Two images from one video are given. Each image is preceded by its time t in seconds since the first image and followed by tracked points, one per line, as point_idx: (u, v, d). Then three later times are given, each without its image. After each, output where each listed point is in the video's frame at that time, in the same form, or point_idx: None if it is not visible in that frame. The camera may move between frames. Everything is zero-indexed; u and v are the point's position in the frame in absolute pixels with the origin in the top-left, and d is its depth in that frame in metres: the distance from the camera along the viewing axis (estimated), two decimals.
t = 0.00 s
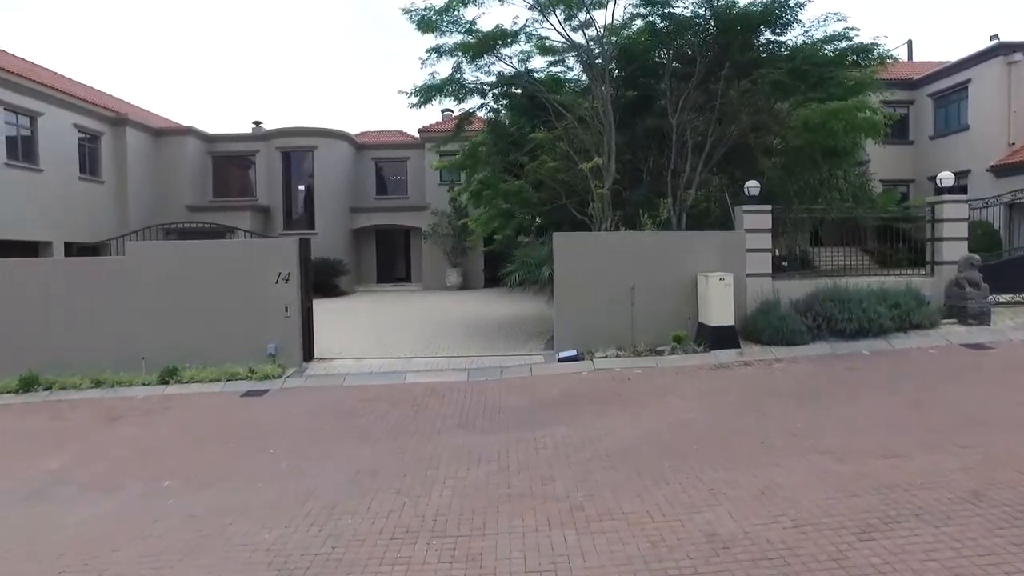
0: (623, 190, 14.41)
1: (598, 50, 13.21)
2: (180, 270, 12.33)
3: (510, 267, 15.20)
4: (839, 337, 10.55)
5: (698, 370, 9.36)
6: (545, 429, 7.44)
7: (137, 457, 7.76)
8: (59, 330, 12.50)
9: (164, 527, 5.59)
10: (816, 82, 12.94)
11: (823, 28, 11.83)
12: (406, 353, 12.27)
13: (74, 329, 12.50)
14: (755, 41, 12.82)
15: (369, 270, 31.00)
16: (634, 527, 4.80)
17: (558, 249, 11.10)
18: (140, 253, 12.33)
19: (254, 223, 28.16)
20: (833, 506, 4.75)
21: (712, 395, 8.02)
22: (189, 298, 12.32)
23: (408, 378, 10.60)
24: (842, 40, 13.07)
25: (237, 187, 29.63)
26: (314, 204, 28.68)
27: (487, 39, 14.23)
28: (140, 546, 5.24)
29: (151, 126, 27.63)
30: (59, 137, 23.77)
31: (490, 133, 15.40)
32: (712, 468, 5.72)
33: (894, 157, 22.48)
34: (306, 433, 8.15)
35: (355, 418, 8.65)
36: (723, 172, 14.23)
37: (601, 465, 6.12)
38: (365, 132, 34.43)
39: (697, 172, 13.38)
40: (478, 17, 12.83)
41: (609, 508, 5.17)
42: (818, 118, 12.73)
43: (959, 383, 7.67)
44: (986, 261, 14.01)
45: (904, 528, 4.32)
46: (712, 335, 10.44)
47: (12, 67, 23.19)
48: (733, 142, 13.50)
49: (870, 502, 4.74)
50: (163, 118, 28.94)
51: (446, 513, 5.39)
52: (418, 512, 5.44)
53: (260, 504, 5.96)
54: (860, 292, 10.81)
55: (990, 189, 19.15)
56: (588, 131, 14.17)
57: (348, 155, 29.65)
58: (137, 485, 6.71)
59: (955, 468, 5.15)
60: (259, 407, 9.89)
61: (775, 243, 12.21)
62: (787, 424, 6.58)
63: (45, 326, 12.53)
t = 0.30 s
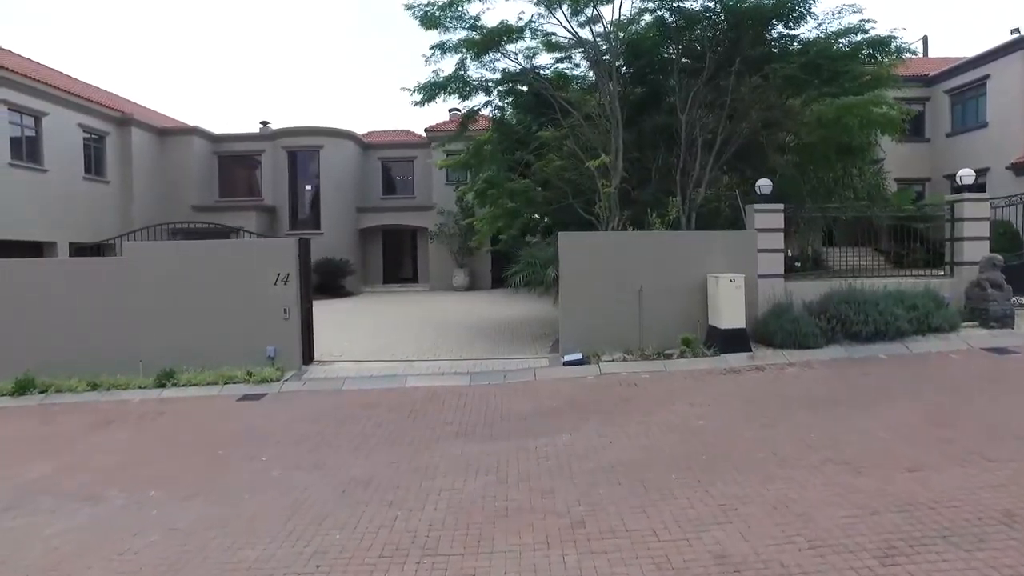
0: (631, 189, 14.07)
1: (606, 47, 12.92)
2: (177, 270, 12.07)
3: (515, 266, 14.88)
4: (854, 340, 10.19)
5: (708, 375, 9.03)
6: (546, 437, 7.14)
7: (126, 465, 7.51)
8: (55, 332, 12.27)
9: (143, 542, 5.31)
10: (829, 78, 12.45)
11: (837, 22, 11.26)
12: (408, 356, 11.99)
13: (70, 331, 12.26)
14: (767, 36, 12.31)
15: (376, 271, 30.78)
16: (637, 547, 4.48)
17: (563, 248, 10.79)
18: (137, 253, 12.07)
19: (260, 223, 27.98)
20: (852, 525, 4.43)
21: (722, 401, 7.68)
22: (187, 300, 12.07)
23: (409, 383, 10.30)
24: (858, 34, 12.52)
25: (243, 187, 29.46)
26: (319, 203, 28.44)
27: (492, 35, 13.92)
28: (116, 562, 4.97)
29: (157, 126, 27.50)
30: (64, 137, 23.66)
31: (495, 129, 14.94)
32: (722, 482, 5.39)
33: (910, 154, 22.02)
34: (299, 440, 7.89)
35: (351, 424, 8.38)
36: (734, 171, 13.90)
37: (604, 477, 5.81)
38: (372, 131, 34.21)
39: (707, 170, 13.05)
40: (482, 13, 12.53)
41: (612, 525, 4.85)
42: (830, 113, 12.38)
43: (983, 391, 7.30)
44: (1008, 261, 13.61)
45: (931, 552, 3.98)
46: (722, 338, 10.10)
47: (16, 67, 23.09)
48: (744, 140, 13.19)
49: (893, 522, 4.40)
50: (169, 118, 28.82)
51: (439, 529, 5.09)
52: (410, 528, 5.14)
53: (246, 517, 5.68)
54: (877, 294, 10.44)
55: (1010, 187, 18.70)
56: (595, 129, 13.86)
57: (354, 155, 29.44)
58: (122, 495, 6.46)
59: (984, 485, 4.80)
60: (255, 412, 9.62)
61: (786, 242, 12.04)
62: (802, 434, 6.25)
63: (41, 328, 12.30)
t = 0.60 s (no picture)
0: (641, 187, 13.74)
1: (615, 42, 12.62)
2: (176, 270, 11.81)
3: (521, 267, 14.46)
4: (873, 343, 9.82)
5: (720, 379, 8.69)
6: (551, 445, 6.82)
7: (115, 471, 7.26)
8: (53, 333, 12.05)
9: (123, 556, 5.04)
10: (846, 70, 12.11)
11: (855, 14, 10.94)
12: (412, 358, 11.71)
13: (68, 332, 12.04)
14: (781, 28, 11.94)
15: (384, 271, 30.52)
16: (644, 567, 4.15)
17: (571, 247, 10.47)
18: (135, 253, 11.82)
19: (267, 223, 27.79)
20: (879, 545, 4.09)
21: (735, 407, 7.34)
22: (186, 300, 11.80)
23: (410, 386, 10.01)
24: (876, 25, 12.13)
25: (251, 187, 29.31)
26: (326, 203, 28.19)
27: (499, 29, 13.61)
28: None
29: (164, 126, 27.37)
30: (71, 137, 23.55)
31: (501, 126, 14.72)
32: (736, 496, 5.06)
33: (928, 151, 21.56)
34: (295, 447, 7.60)
35: (349, 430, 8.09)
36: (746, 168, 13.54)
37: (610, 488, 5.49)
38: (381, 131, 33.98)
39: (720, 167, 12.67)
40: (487, 7, 12.24)
41: (617, 543, 4.52)
42: (850, 106, 11.74)
43: (1013, 398, 6.92)
44: None
45: None
46: (735, 340, 9.74)
47: (23, 66, 23.01)
48: (758, 136, 12.84)
49: (924, 542, 4.05)
50: (176, 117, 28.70)
51: (434, 545, 4.79)
52: (403, 544, 4.84)
53: (232, 530, 5.40)
54: (897, 295, 10.06)
55: None
56: (604, 126, 13.56)
57: (362, 154, 29.17)
58: (107, 504, 6.20)
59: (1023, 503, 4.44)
60: (252, 416, 9.36)
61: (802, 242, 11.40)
62: (821, 443, 5.90)
63: (39, 329, 12.08)
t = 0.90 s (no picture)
0: (650, 185, 13.48)
1: (624, 36, 12.28)
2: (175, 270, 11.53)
3: (527, 267, 14.08)
4: (891, 345, 9.47)
5: (732, 382, 8.36)
6: (555, 453, 6.51)
7: (104, 478, 7.02)
8: (51, 333, 11.82)
9: (102, 570, 4.79)
10: (863, 62, 11.93)
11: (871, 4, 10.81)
12: (415, 359, 11.44)
13: (65, 332, 11.79)
14: (794, 20, 11.73)
15: (392, 271, 30.27)
16: None
17: (578, 246, 10.17)
18: (133, 251, 11.55)
19: (274, 222, 27.59)
20: (905, 567, 3.78)
21: (748, 413, 7.03)
22: (184, 301, 11.52)
23: (412, 389, 9.72)
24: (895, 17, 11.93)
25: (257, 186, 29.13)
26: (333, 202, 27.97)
27: (505, 24, 13.32)
28: None
29: (170, 125, 27.24)
30: (77, 136, 23.43)
31: (507, 124, 14.47)
32: (751, 510, 4.75)
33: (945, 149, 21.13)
34: (290, 453, 7.33)
35: (346, 435, 7.80)
36: (758, 164, 13.20)
37: (617, 501, 5.17)
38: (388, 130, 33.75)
39: (731, 164, 12.30)
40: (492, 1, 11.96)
41: (622, 561, 4.22)
42: (867, 99, 10.95)
43: None
44: None
45: None
46: (748, 341, 9.41)
47: (29, 65, 22.91)
48: (771, 133, 12.50)
49: (956, 564, 3.74)
50: (182, 116, 28.57)
51: (428, 561, 4.50)
52: (395, 559, 4.56)
53: (218, 542, 5.14)
54: (916, 295, 9.70)
55: None
56: (613, 122, 13.26)
57: (369, 153, 28.92)
58: (92, 513, 5.95)
59: None
60: (249, 419, 9.10)
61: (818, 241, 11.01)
62: (840, 453, 5.57)
63: (36, 329, 11.84)
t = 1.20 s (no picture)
0: (662, 183, 13.11)
1: (637, 31, 11.97)
2: (176, 271, 11.31)
3: (536, 269, 13.76)
4: (914, 350, 9.11)
5: (748, 388, 8.03)
6: (562, 463, 6.22)
7: (97, 485, 6.80)
8: (54, 334, 11.65)
9: None
10: (886, 54, 11.51)
11: None
12: (421, 363, 11.16)
13: (67, 334, 11.62)
14: (812, 13, 11.30)
15: (402, 271, 30.06)
16: None
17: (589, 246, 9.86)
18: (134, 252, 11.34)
19: (284, 223, 27.45)
20: None
21: (766, 420, 6.70)
22: (187, 302, 11.32)
23: (416, 394, 9.42)
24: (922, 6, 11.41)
25: (267, 186, 29.01)
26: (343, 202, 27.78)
27: (514, 20, 13.02)
28: None
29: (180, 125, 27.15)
30: (87, 136, 23.37)
31: (517, 121, 14.20)
32: (770, 529, 4.43)
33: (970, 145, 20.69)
34: (288, 461, 7.08)
35: (346, 442, 7.54)
36: (774, 161, 12.83)
37: (626, 517, 4.87)
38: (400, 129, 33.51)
39: (747, 162, 11.93)
40: None
41: None
42: (889, 94, 10.76)
43: None
44: None
45: None
46: (764, 345, 9.06)
47: (40, 66, 22.88)
48: (788, 131, 12.12)
49: None
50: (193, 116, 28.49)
51: None
52: None
53: (205, 558, 4.88)
54: (940, 297, 9.33)
55: None
56: (624, 119, 12.92)
57: (379, 152, 28.73)
58: (80, 525, 5.72)
59: None
60: (250, 424, 8.87)
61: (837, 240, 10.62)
62: (864, 466, 5.24)
63: (38, 331, 11.68)
